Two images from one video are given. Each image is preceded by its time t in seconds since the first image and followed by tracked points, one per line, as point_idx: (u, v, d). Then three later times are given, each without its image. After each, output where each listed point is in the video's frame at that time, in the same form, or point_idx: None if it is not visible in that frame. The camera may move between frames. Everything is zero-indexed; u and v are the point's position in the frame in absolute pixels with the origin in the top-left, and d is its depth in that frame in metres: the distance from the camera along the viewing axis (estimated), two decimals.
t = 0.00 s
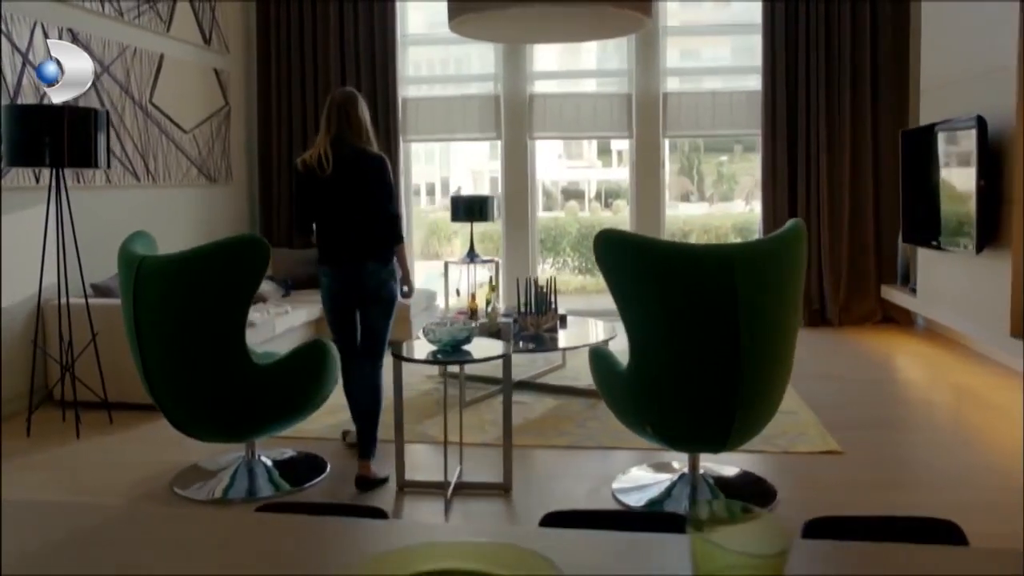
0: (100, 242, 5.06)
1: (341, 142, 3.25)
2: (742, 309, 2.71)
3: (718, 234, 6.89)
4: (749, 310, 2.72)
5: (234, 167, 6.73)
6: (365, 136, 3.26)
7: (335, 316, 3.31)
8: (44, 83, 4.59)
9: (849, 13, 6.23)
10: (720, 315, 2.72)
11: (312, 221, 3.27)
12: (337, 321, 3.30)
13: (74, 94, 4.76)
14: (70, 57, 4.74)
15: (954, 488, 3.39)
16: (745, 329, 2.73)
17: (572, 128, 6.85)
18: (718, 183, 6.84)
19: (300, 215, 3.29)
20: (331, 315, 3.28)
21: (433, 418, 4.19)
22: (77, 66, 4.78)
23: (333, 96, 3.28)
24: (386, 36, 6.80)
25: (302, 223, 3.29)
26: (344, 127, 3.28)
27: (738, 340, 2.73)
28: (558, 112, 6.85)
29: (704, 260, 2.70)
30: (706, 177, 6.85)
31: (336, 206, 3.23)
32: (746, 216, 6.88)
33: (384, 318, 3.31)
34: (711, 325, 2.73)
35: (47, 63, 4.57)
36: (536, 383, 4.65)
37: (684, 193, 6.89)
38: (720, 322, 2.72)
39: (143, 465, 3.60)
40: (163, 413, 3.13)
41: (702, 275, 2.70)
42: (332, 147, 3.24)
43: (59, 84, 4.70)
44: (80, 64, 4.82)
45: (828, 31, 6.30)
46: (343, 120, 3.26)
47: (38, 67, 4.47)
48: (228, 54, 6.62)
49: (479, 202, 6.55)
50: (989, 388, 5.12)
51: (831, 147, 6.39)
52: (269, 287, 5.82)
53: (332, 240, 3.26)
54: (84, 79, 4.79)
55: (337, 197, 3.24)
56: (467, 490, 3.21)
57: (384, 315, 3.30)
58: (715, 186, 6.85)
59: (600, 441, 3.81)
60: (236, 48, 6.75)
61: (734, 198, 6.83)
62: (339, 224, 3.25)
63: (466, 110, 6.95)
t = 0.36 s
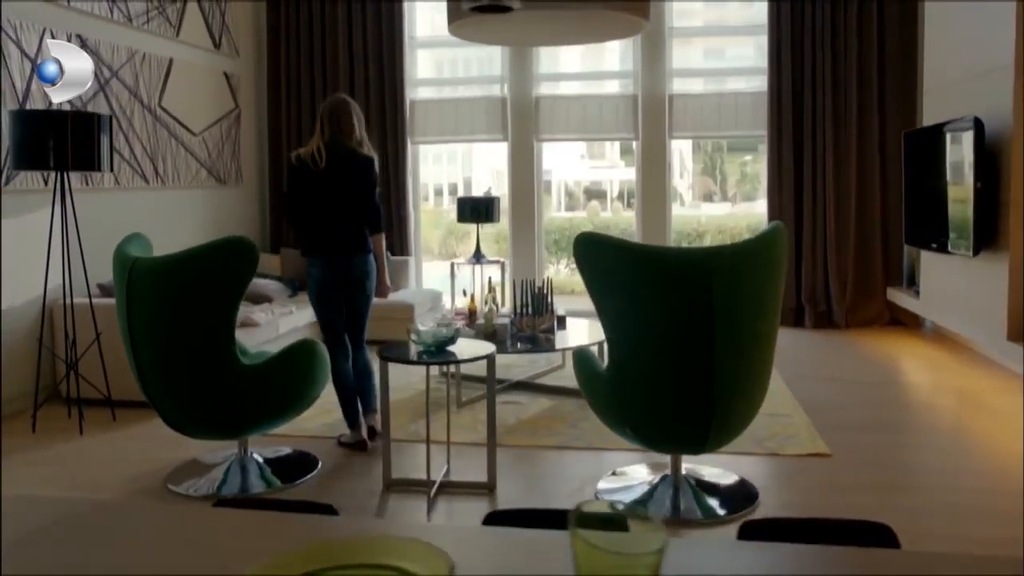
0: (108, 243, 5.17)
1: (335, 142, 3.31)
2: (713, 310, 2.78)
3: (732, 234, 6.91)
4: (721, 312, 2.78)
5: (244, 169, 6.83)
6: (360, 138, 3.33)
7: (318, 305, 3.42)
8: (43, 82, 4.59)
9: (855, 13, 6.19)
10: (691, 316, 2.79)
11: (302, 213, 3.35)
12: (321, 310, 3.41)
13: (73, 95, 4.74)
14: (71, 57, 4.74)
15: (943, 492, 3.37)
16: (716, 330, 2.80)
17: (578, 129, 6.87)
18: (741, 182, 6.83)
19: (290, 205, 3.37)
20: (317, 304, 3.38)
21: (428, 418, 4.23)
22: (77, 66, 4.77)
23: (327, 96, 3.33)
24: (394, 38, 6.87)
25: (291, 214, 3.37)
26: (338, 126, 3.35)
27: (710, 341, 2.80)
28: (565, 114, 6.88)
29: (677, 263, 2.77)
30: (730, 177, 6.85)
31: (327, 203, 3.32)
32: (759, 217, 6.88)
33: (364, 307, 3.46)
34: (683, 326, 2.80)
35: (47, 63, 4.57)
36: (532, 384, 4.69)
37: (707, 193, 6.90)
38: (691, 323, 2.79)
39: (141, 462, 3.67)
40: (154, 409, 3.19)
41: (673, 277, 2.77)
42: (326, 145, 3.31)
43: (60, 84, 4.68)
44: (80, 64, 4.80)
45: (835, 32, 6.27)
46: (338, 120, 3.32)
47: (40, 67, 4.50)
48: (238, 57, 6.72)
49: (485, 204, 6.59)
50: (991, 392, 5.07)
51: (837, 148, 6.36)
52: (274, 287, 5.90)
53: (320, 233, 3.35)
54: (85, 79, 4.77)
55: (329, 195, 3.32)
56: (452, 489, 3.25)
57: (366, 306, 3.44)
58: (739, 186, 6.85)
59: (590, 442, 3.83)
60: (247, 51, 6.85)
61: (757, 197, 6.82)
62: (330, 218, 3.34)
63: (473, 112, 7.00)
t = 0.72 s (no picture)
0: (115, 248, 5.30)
1: (322, 154, 3.44)
2: (683, 314, 2.81)
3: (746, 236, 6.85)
4: (691, 316, 2.81)
5: (253, 174, 6.94)
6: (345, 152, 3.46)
7: (299, 306, 3.51)
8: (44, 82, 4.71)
9: (859, 14, 6.16)
10: (661, 319, 2.83)
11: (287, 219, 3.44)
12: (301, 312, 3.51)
13: (73, 95, 4.88)
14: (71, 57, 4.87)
15: (929, 495, 3.36)
16: (686, 333, 2.83)
17: (582, 133, 6.91)
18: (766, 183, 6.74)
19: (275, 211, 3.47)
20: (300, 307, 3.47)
21: (421, 419, 4.28)
22: (77, 65, 4.92)
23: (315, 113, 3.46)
24: (399, 44, 6.94)
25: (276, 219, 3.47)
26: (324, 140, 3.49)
27: (680, 344, 2.84)
28: (569, 116, 6.92)
29: (647, 266, 2.81)
30: (755, 178, 6.77)
31: (312, 210, 3.42)
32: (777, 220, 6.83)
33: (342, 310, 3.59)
34: (652, 328, 2.84)
35: (47, 63, 4.68)
36: (528, 386, 4.72)
37: (732, 194, 6.86)
38: (661, 325, 2.83)
39: (137, 460, 3.76)
40: (145, 412, 3.25)
41: (643, 280, 2.81)
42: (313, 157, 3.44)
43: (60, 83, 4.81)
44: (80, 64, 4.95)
45: (838, 33, 6.24)
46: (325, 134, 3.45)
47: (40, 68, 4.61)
48: (246, 63, 6.83)
49: (488, 207, 6.63)
50: (992, 394, 5.03)
51: (841, 149, 6.33)
52: (279, 289, 6.00)
53: (303, 238, 3.46)
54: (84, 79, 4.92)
55: (314, 203, 3.43)
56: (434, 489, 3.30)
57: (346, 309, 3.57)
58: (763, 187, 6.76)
59: (578, 444, 3.86)
60: (255, 59, 6.96)
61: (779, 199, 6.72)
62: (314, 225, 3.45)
63: (478, 116, 7.06)
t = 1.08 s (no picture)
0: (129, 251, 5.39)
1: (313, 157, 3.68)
2: (659, 316, 2.87)
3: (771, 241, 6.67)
4: (667, 318, 2.87)
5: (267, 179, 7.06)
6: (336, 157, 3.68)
7: (287, 295, 3.81)
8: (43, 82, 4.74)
9: (870, 16, 6.12)
10: (638, 321, 2.89)
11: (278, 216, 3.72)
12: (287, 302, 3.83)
13: (74, 94, 4.92)
14: (71, 57, 4.92)
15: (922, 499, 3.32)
16: (663, 335, 2.89)
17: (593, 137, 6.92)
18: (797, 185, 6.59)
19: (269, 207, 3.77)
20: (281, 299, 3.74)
21: (419, 420, 4.33)
22: (77, 65, 4.96)
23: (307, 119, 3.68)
24: (411, 49, 7.01)
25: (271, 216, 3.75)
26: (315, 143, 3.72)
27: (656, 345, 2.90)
28: (579, 120, 6.94)
29: (624, 269, 2.86)
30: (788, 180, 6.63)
31: (300, 210, 3.69)
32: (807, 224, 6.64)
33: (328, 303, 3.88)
34: (629, 330, 2.90)
35: (47, 63, 4.72)
36: (528, 389, 4.74)
37: (762, 197, 6.65)
38: (638, 328, 2.89)
39: (138, 458, 3.85)
40: (140, 409, 3.33)
41: (620, 284, 2.86)
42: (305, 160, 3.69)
43: (60, 84, 4.86)
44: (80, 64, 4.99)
45: (849, 36, 6.20)
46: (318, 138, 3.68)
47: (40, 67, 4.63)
48: (261, 70, 6.95)
49: (498, 210, 6.67)
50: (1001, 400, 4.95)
51: (852, 152, 6.27)
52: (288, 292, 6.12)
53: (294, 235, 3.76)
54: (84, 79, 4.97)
55: (303, 204, 3.69)
56: (421, 488, 3.33)
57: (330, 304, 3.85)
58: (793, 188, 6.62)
59: (571, 447, 3.87)
60: (270, 65, 7.08)
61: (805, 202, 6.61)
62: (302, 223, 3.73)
63: (489, 120, 7.11)
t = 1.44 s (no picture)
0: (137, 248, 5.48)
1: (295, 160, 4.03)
2: (630, 313, 2.90)
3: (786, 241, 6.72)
4: (637, 316, 2.90)
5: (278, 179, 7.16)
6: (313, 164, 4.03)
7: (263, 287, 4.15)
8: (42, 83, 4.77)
9: (880, 16, 6.05)
10: (608, 318, 2.91)
11: (256, 212, 4.05)
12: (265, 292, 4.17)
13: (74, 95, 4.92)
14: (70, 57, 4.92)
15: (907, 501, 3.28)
16: (634, 333, 2.91)
17: (601, 137, 6.91)
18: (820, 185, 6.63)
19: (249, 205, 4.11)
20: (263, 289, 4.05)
21: (412, 418, 4.36)
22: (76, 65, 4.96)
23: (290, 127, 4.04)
24: (420, 49, 7.06)
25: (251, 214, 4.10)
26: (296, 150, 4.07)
27: (626, 343, 2.92)
28: (586, 120, 6.93)
29: (595, 266, 2.89)
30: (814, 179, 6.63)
31: (278, 209, 4.03)
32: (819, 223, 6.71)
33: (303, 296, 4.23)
34: (618, 329, 2.91)
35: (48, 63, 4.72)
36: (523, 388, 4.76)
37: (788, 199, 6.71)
38: (609, 324, 2.92)
39: (133, 450, 3.93)
40: (129, 401, 3.40)
41: (610, 283, 2.88)
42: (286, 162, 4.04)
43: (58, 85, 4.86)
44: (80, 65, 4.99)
45: (858, 35, 6.13)
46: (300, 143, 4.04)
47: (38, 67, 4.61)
48: (272, 70, 7.04)
49: (504, 209, 6.69)
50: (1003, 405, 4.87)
51: (860, 153, 6.21)
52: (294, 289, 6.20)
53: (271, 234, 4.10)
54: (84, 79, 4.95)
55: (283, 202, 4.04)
56: (403, 484, 3.36)
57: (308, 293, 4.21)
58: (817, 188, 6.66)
59: (558, 446, 3.88)
60: (281, 65, 7.18)
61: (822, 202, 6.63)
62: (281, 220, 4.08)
63: (497, 119, 7.13)
